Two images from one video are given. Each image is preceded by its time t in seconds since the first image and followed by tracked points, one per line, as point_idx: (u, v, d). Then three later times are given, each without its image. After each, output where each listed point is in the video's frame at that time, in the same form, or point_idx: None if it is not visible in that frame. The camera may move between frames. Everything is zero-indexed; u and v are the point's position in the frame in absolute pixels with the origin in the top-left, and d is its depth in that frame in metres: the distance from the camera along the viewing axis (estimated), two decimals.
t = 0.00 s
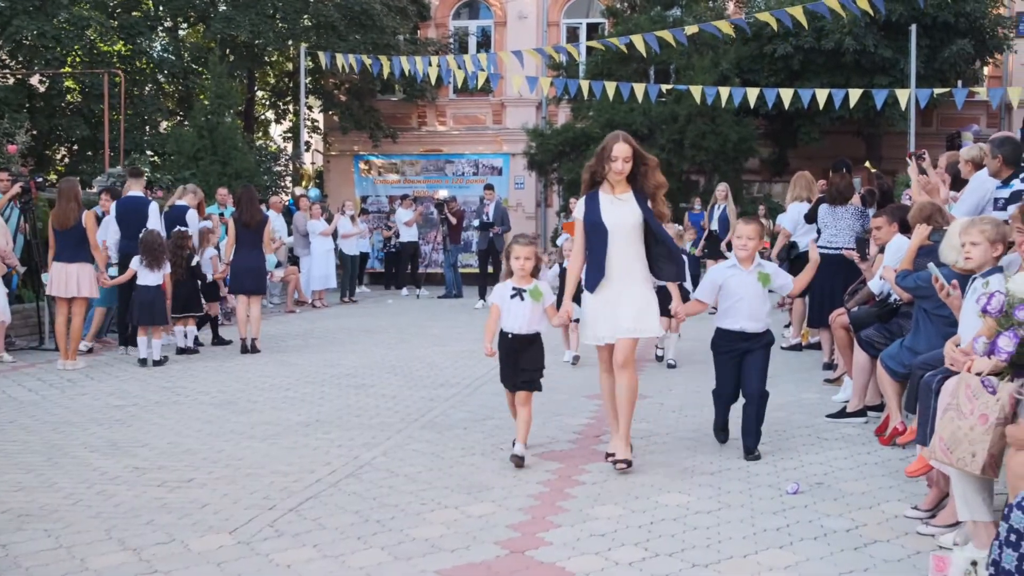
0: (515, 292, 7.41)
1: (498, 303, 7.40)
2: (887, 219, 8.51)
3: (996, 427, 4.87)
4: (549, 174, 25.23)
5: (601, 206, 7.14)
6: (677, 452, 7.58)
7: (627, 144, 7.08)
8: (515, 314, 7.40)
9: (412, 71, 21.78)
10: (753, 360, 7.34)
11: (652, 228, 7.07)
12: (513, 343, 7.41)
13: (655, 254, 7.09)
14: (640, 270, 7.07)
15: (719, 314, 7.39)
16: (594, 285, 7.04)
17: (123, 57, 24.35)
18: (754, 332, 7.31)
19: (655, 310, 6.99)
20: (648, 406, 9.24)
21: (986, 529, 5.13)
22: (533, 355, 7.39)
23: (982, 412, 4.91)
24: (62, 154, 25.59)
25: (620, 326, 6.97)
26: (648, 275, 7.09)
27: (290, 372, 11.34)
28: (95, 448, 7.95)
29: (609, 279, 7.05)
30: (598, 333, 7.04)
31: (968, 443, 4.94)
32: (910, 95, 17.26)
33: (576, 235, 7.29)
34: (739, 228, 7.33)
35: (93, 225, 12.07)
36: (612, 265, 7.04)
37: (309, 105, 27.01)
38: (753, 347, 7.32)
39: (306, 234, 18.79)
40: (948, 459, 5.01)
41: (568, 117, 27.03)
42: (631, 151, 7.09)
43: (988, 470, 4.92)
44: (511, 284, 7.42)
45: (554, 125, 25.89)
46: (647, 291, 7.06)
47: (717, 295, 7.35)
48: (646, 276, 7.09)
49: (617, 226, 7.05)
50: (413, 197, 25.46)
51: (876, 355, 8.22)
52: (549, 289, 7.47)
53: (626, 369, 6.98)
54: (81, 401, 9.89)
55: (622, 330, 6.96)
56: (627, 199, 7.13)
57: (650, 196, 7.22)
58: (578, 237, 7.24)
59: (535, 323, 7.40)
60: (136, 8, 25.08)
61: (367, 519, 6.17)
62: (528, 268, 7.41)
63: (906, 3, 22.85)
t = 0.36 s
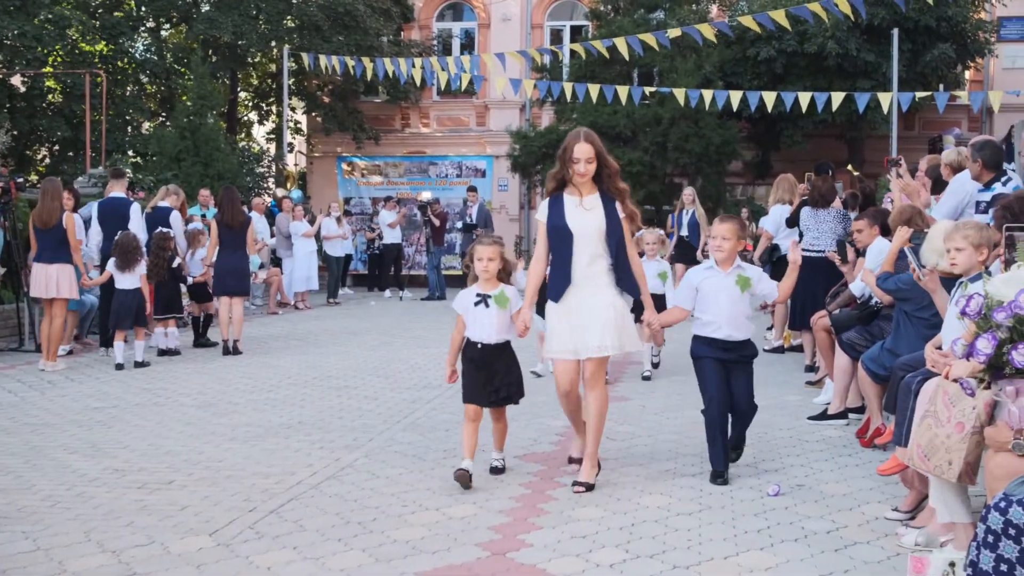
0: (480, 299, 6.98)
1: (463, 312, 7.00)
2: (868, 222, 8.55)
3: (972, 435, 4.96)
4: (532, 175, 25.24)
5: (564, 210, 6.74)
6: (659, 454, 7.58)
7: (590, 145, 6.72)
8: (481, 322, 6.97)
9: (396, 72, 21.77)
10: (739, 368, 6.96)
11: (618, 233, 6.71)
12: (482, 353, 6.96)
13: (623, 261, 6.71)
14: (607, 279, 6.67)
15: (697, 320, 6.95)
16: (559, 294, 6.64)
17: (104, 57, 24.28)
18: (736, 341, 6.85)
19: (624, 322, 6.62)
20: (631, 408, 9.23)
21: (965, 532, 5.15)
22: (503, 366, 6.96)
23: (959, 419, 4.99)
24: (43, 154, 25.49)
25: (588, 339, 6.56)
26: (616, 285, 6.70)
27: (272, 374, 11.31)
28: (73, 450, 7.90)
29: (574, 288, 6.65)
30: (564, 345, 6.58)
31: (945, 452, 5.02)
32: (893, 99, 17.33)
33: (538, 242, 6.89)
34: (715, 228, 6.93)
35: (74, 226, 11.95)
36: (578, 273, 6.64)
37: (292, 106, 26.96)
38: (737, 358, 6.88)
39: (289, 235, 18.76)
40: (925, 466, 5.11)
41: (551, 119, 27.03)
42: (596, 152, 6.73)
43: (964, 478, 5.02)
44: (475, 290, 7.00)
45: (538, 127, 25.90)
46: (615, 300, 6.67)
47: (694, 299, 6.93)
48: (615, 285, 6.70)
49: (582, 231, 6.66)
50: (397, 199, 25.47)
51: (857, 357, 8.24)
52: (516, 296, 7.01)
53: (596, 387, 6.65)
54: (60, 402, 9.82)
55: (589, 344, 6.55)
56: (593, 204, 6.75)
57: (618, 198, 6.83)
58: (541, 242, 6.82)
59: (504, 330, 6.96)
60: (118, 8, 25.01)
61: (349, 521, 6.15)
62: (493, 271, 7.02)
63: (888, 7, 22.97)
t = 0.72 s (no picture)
0: (440, 302, 6.47)
1: (421, 313, 6.47)
2: (851, 225, 8.61)
3: (955, 436, 4.89)
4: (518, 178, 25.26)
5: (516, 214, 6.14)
6: (642, 458, 7.57)
7: (545, 144, 6.12)
8: (439, 326, 6.43)
9: (381, 74, 21.77)
10: (709, 386, 6.32)
11: (576, 241, 6.08)
12: (437, 361, 6.41)
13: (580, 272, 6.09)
14: (561, 291, 6.05)
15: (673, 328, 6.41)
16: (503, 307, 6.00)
17: (88, 57, 24.21)
18: (710, 352, 6.31)
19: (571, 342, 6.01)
20: (615, 411, 9.22)
21: (948, 536, 5.16)
22: (460, 378, 6.40)
23: (941, 422, 4.93)
24: (27, 155, 25.41)
25: (537, 358, 5.96)
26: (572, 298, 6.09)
27: (256, 376, 11.28)
28: (54, 452, 7.86)
29: (524, 301, 6.00)
30: (509, 365, 5.95)
31: (927, 453, 4.97)
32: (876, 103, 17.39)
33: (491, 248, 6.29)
34: (694, 229, 6.40)
35: (56, 227, 11.92)
36: (529, 285, 6.01)
37: (277, 107, 26.93)
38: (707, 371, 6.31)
39: (274, 237, 18.74)
40: (907, 468, 5.05)
41: (536, 122, 27.06)
42: (552, 153, 6.13)
43: (946, 479, 4.94)
44: (436, 292, 6.50)
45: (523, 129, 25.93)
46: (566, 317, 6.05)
47: (669, 305, 6.40)
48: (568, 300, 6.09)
49: (536, 239, 6.06)
50: (382, 200, 25.48)
51: (841, 361, 8.26)
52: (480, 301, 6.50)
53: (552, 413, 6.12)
54: (42, 404, 9.77)
55: (538, 364, 5.97)
56: (548, 209, 6.13)
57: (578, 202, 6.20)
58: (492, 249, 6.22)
59: (461, 337, 6.41)
60: (102, 8, 24.97)
61: (332, 523, 6.13)
62: (457, 274, 6.48)
63: (872, 12, 23.09)
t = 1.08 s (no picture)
0: (394, 309, 5.83)
1: (376, 321, 5.84)
2: (837, 230, 8.68)
3: (936, 440, 4.96)
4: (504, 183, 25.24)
5: (472, 215, 5.44)
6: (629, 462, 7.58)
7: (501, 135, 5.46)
8: (394, 336, 5.80)
9: (367, 78, 21.75)
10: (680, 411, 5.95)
11: (540, 243, 5.40)
12: (393, 376, 5.75)
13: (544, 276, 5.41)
14: (524, 299, 5.36)
15: (634, 344, 5.93)
16: (466, 318, 5.32)
17: (73, 59, 24.12)
18: (679, 370, 5.86)
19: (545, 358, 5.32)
20: (601, 415, 9.23)
21: (932, 540, 5.19)
22: (421, 394, 5.74)
23: (924, 424, 4.98)
24: (11, 156, 25.29)
25: (496, 374, 5.28)
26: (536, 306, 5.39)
27: (241, 379, 11.26)
28: (38, 455, 7.82)
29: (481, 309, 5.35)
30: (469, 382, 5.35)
31: (909, 456, 5.05)
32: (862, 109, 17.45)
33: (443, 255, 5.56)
34: (652, 235, 5.94)
35: (38, 229, 11.88)
36: (486, 292, 5.33)
37: (263, 110, 26.87)
38: (678, 392, 5.88)
39: (259, 240, 18.69)
40: (890, 470, 5.14)
41: (522, 126, 27.13)
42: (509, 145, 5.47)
43: (927, 482, 5.02)
44: (390, 299, 5.87)
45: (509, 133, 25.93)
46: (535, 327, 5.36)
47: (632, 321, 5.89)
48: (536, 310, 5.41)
49: (493, 239, 5.36)
50: (368, 204, 25.46)
51: (826, 365, 8.30)
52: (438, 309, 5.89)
53: (506, 429, 5.28)
54: (25, 407, 9.72)
55: (496, 381, 5.27)
56: (508, 206, 5.45)
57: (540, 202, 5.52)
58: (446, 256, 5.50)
59: (417, 345, 5.77)
60: (88, 10, 24.88)
61: (318, 526, 6.13)
62: (414, 279, 5.89)
63: (858, 18, 23.17)
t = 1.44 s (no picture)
0: (332, 320, 5.36)
1: (313, 336, 5.36)
2: (825, 235, 8.74)
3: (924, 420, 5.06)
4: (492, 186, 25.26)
5: (429, 207, 4.96)
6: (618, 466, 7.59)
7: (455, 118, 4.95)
8: (333, 351, 5.31)
9: (356, 81, 21.76)
10: (633, 426, 5.26)
11: (501, 236, 4.92)
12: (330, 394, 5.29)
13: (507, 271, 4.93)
14: (485, 299, 4.88)
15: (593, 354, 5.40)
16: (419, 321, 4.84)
17: (60, 60, 24.04)
18: (633, 388, 5.28)
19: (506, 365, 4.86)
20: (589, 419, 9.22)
21: (919, 544, 5.20)
22: (360, 413, 5.27)
23: (913, 404, 5.11)
24: None
25: (459, 383, 4.82)
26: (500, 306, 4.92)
27: (229, 382, 11.25)
28: (24, 458, 7.79)
29: (441, 312, 4.87)
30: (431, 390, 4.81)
31: (894, 431, 5.14)
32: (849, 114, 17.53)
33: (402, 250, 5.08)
34: (628, 239, 5.33)
35: (22, 231, 11.84)
36: (442, 292, 4.87)
37: (251, 112, 26.82)
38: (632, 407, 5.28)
39: (247, 243, 18.65)
40: (872, 441, 5.23)
41: (510, 130, 27.21)
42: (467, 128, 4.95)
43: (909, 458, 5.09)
44: (328, 309, 5.38)
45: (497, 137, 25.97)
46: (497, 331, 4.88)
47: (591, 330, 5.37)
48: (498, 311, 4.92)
49: (451, 234, 4.90)
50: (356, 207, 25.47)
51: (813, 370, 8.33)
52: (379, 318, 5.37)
53: (477, 444, 5.05)
54: (12, 410, 9.68)
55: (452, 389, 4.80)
56: (465, 196, 4.96)
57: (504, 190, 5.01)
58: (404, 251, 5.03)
59: (359, 363, 5.29)
60: (75, 11, 24.80)
61: (306, 530, 6.13)
62: (353, 288, 5.38)
63: (845, 24, 23.26)
